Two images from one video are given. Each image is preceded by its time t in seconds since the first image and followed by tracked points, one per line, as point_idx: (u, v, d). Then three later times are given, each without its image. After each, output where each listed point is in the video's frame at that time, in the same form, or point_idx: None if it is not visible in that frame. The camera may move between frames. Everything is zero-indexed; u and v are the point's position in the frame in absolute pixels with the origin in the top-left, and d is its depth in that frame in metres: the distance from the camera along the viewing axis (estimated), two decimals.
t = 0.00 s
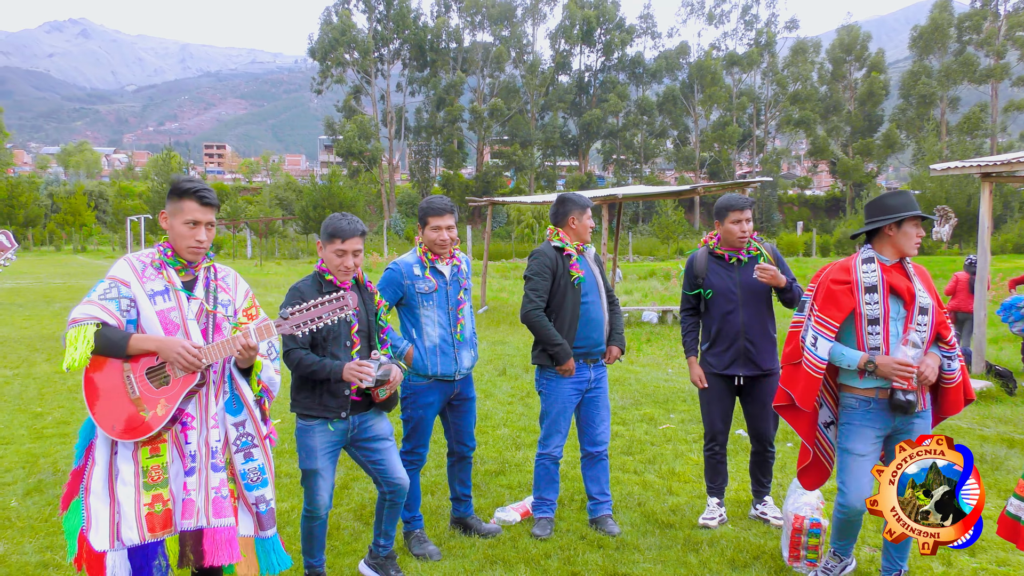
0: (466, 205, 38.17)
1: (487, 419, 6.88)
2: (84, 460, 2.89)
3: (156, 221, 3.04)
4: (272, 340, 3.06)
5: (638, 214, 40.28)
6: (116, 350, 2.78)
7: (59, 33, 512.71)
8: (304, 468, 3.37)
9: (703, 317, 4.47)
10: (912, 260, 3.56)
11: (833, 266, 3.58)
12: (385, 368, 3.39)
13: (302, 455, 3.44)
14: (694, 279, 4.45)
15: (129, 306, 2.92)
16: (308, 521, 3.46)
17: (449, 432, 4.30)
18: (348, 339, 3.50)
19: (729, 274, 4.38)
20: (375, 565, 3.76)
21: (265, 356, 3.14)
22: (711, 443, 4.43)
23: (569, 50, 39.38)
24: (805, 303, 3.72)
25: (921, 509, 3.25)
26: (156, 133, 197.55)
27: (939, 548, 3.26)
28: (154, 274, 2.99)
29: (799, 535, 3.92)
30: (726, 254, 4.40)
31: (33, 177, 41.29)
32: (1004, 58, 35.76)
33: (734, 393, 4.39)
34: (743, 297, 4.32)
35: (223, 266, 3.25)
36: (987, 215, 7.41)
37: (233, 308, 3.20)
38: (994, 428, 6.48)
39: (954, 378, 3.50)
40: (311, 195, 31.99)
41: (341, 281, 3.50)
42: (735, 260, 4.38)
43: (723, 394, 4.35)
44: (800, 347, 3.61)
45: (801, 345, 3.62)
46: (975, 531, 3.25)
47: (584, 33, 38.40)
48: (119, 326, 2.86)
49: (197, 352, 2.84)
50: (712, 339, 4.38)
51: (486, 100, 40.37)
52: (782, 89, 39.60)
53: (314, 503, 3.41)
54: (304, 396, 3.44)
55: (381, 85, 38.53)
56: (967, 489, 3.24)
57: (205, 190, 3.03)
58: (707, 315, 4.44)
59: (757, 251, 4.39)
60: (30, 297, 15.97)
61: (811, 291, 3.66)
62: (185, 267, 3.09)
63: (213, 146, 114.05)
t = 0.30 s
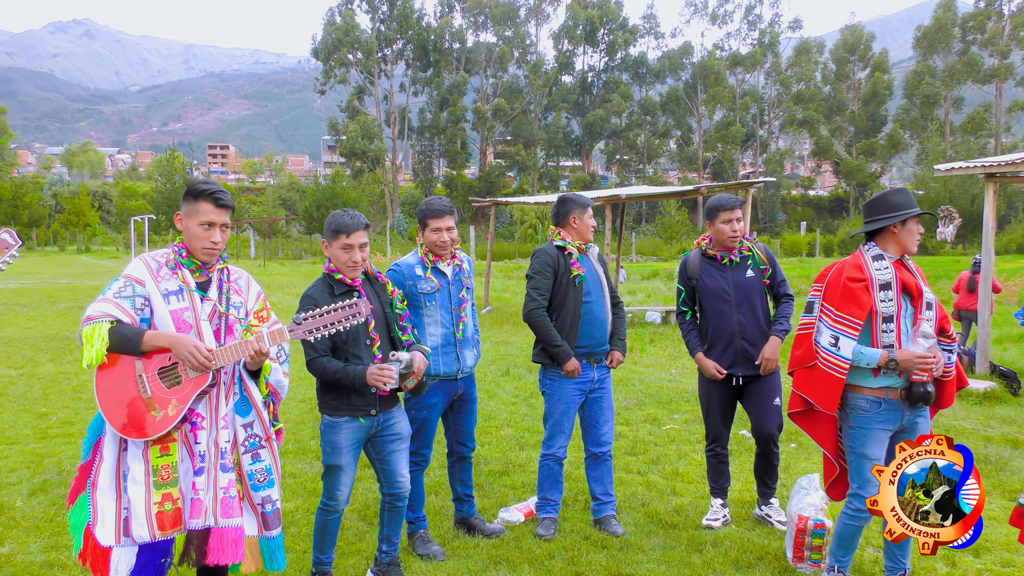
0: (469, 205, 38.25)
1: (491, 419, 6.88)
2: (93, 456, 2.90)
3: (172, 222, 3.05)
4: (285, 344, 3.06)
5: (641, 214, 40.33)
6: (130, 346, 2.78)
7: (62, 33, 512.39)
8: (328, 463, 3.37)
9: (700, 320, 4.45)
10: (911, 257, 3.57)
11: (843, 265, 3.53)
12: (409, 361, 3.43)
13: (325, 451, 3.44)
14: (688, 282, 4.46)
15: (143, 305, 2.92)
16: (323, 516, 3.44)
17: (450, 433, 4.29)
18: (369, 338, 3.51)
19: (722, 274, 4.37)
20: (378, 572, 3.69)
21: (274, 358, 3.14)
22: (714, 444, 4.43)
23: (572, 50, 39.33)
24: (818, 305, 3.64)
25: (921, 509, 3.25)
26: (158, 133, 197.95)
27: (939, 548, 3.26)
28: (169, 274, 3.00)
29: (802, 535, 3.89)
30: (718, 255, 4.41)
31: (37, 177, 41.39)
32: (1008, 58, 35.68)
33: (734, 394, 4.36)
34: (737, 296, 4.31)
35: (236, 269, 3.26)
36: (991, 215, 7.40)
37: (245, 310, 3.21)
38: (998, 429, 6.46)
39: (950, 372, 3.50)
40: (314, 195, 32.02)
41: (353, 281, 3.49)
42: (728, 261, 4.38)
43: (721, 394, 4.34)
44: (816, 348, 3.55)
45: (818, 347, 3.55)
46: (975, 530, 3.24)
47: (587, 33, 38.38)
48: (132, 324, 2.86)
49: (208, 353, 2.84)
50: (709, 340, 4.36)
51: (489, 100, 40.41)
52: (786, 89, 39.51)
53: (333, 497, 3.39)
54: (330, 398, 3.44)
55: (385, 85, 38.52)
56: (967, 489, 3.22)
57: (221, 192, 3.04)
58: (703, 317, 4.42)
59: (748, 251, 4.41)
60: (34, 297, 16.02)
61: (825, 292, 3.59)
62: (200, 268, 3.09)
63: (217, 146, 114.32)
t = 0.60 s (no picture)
0: (472, 205, 38.31)
1: (494, 419, 6.88)
2: (98, 461, 2.90)
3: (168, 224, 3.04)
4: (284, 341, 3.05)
5: (645, 214, 40.32)
6: (131, 349, 2.79)
7: (65, 34, 513.74)
8: (352, 464, 3.37)
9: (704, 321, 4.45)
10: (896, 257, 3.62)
11: (845, 262, 3.46)
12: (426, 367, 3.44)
13: (349, 452, 3.44)
14: (694, 282, 4.46)
15: (143, 308, 2.93)
16: (344, 518, 3.41)
17: (457, 433, 4.30)
18: (387, 343, 3.52)
19: (727, 276, 4.38)
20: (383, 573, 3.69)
21: (271, 356, 3.13)
22: (717, 446, 4.41)
23: (576, 50, 39.22)
24: (818, 305, 3.55)
25: (921, 509, 3.25)
26: (161, 133, 198.31)
27: (939, 548, 3.25)
28: (168, 276, 3.00)
29: (807, 535, 3.89)
30: (725, 256, 4.41)
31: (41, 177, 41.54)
32: (1012, 58, 35.60)
33: (737, 394, 4.35)
34: (742, 298, 4.31)
35: (234, 269, 3.26)
36: (995, 216, 7.38)
37: (245, 310, 3.22)
38: (1003, 429, 6.45)
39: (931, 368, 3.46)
40: (318, 195, 32.04)
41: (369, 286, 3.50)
42: (734, 262, 4.39)
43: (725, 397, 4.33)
44: (822, 347, 3.45)
45: (823, 346, 3.45)
46: (976, 531, 3.21)
47: (591, 33, 38.36)
48: (133, 327, 2.87)
49: (210, 353, 2.85)
50: (713, 341, 4.36)
51: (492, 100, 40.41)
52: (790, 89, 39.38)
53: (355, 499, 3.36)
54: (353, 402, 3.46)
55: (388, 85, 38.47)
56: (967, 489, 3.20)
57: (216, 193, 3.03)
58: (707, 318, 4.42)
59: (755, 254, 4.41)
60: (39, 297, 16.08)
61: (827, 290, 3.51)
62: (198, 270, 3.08)
63: (220, 146, 114.56)
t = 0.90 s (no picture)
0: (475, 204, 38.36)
1: (497, 419, 6.89)
2: (94, 463, 2.90)
3: (161, 223, 3.02)
4: (281, 339, 3.07)
5: (647, 214, 40.31)
6: (127, 350, 2.80)
7: (66, 32, 513.33)
8: (347, 458, 3.39)
9: (721, 317, 4.39)
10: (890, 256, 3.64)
11: (849, 258, 3.41)
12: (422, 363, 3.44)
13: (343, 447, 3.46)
14: (719, 276, 4.38)
15: (139, 308, 2.92)
16: (345, 513, 3.45)
17: (458, 432, 4.31)
18: (383, 335, 3.52)
19: (754, 276, 4.36)
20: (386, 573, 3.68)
21: (268, 356, 3.12)
22: (723, 447, 4.44)
23: (578, 49, 39.23)
24: (824, 302, 3.49)
25: (921, 508, 3.25)
26: (163, 132, 198.39)
27: (939, 548, 3.26)
28: (163, 276, 2.99)
29: (809, 536, 3.90)
30: (755, 256, 4.38)
31: (43, 177, 41.54)
32: (1015, 58, 35.58)
33: (744, 396, 4.38)
34: (764, 300, 4.32)
35: (230, 268, 3.24)
36: (998, 216, 7.36)
37: (241, 309, 3.21)
38: (1005, 430, 6.45)
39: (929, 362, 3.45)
40: (320, 194, 32.06)
41: (370, 280, 3.52)
42: (762, 263, 4.37)
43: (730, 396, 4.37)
44: (832, 345, 3.38)
45: (833, 343, 3.38)
46: (975, 531, 3.22)
47: (593, 33, 38.31)
48: (129, 327, 2.87)
49: (206, 353, 2.85)
50: (729, 339, 4.33)
51: (494, 100, 40.40)
52: (792, 89, 39.34)
53: (354, 493, 3.40)
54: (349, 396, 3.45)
55: (390, 84, 38.43)
56: (967, 489, 3.21)
57: (210, 191, 3.03)
58: (726, 314, 4.37)
59: (783, 259, 4.40)
60: (41, 296, 16.08)
61: (832, 287, 3.44)
62: (194, 269, 3.08)
63: (222, 145, 114.75)
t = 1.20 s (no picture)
0: (477, 205, 38.39)
1: (501, 420, 6.90)
2: (101, 466, 2.90)
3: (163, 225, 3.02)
4: (284, 339, 3.07)
5: (649, 215, 40.32)
6: (131, 353, 2.79)
7: (68, 34, 513.49)
8: (338, 463, 3.39)
9: (744, 320, 4.37)
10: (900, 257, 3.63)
11: (863, 259, 3.40)
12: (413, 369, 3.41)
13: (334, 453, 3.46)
14: (741, 279, 4.35)
15: (142, 311, 2.93)
16: (341, 515, 3.47)
17: (463, 433, 4.31)
18: (371, 339, 3.51)
19: (775, 278, 4.34)
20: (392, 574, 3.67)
21: (273, 357, 3.13)
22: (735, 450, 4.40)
23: (580, 50, 39.26)
24: (839, 303, 3.47)
25: (921, 509, 3.25)
26: (164, 132, 198.60)
27: (939, 548, 3.25)
28: (166, 279, 3.00)
29: (814, 537, 3.89)
30: (775, 258, 4.38)
31: (46, 178, 41.64)
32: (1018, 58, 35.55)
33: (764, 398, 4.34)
34: (787, 303, 4.31)
35: (231, 271, 3.25)
36: (1001, 217, 7.35)
37: (244, 311, 3.22)
38: (1008, 431, 6.45)
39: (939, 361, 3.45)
40: (322, 195, 32.06)
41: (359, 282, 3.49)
42: (783, 264, 4.36)
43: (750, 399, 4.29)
44: (850, 346, 3.36)
45: (850, 345, 3.36)
46: (975, 531, 3.23)
47: (595, 33, 38.33)
48: (132, 331, 2.87)
49: (211, 355, 2.85)
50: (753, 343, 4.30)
51: (496, 100, 40.42)
52: (794, 89, 39.33)
53: (347, 496, 3.42)
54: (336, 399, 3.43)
55: (392, 85, 38.44)
56: (967, 489, 3.21)
57: (213, 195, 3.03)
58: (750, 317, 4.35)
59: (804, 260, 4.40)
60: (46, 297, 16.13)
61: (847, 288, 3.43)
62: (197, 272, 3.07)
63: (224, 146, 114.98)
